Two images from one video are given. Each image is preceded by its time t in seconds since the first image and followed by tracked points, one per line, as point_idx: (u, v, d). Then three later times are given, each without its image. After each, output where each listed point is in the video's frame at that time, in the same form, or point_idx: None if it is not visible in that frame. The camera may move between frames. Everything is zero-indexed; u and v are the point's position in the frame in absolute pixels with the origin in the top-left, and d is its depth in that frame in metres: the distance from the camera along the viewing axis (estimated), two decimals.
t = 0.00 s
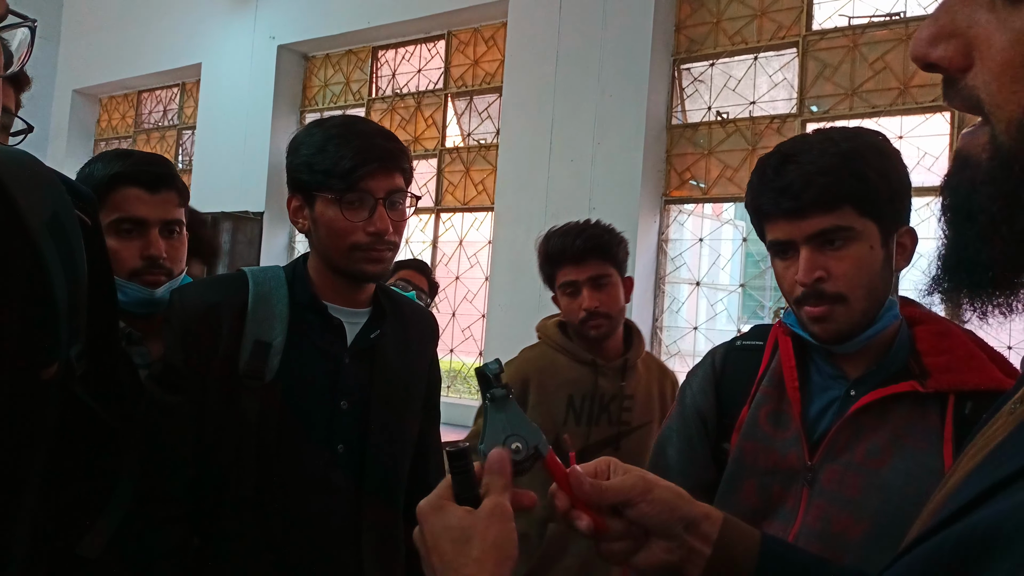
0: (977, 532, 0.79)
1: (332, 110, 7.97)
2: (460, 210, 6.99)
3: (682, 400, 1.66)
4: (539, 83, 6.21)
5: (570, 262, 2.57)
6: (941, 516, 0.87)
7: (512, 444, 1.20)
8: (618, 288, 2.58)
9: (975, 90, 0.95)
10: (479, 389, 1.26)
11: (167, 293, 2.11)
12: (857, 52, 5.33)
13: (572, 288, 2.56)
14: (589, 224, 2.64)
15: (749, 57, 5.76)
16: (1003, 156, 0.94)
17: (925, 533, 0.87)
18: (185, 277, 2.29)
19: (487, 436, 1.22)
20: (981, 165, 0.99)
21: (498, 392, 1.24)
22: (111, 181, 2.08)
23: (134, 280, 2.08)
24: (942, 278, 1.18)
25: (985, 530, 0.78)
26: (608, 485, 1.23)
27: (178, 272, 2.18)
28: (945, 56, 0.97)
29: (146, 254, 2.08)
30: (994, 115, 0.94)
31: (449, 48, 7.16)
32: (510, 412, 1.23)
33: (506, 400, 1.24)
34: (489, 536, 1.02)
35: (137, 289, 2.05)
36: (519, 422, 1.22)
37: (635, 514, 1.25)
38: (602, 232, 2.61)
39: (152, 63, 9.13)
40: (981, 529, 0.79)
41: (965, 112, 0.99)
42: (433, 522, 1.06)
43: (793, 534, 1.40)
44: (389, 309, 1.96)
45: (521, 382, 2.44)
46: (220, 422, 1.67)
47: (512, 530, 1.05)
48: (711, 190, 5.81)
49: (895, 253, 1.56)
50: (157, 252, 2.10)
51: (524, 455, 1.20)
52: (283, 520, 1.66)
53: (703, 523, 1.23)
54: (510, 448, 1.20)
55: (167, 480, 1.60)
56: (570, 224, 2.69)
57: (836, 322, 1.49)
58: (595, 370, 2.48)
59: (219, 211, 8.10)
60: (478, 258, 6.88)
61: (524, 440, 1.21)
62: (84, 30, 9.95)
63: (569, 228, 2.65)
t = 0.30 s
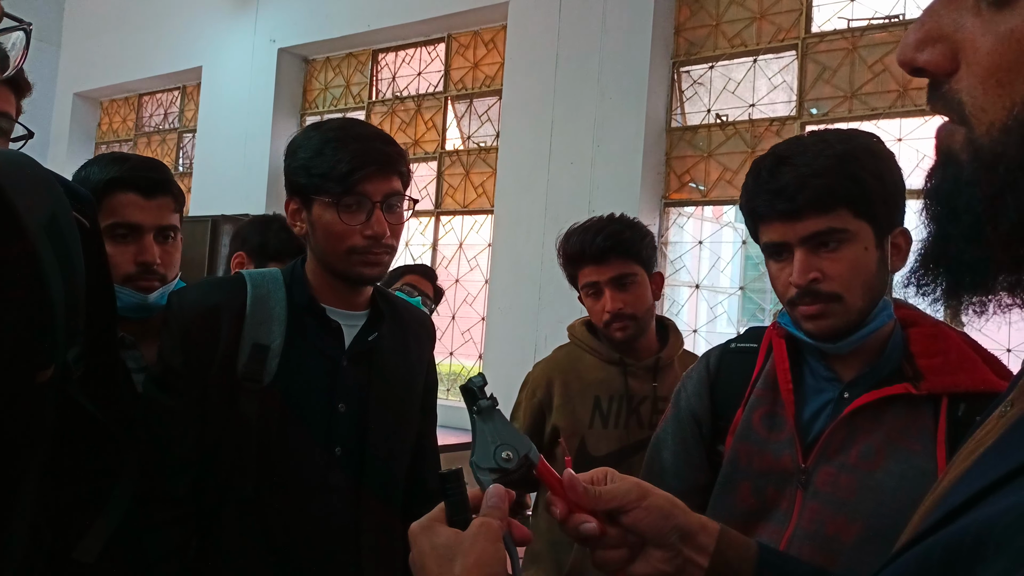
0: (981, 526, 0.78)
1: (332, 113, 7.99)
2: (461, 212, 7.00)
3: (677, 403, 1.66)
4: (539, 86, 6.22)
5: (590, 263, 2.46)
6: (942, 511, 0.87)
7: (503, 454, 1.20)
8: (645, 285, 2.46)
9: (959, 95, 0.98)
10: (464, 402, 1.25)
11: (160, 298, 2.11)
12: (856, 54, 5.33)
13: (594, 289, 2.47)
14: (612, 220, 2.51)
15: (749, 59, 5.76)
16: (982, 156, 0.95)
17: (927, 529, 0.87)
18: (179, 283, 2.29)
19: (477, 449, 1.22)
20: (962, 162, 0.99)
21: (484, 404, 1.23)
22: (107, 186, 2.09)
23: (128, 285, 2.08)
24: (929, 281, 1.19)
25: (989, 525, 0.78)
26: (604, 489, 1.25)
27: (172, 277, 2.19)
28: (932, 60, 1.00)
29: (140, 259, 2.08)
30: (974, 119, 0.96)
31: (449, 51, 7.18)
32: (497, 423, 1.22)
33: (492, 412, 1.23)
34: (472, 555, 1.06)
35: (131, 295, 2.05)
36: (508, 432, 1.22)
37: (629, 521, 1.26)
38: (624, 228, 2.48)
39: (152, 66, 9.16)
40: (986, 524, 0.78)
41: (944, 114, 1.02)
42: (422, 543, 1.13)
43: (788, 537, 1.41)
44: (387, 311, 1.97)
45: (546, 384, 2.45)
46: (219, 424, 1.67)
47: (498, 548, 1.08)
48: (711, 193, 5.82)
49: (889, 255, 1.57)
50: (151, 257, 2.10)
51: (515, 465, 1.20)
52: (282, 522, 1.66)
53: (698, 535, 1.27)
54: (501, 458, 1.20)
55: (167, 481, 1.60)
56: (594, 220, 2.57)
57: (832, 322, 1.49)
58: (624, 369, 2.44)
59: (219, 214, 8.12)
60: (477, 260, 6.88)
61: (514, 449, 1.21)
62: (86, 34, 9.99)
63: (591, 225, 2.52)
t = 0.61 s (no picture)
0: (972, 531, 0.78)
1: (333, 122, 8.02)
2: (461, 221, 7.02)
3: (674, 411, 1.66)
4: (540, 95, 6.25)
5: (579, 273, 2.44)
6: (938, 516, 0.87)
7: (510, 468, 1.21)
8: (637, 291, 2.43)
9: (954, 105, 0.99)
10: (466, 417, 1.26)
11: (158, 308, 2.11)
12: (855, 63, 5.36)
13: (586, 299, 2.45)
14: (598, 227, 2.48)
15: (748, 68, 5.78)
16: (978, 166, 0.96)
17: (921, 534, 0.87)
18: (178, 293, 2.30)
19: (481, 464, 1.23)
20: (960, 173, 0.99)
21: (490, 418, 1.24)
22: (105, 198, 2.10)
23: (126, 295, 2.08)
24: (922, 289, 1.19)
25: (979, 531, 0.78)
26: (606, 495, 1.26)
27: (170, 287, 2.20)
28: (925, 73, 1.02)
29: (138, 270, 2.09)
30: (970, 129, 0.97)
31: (450, 61, 7.21)
32: (500, 437, 1.23)
33: (496, 427, 1.24)
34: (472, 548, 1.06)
35: (129, 304, 2.05)
36: (514, 447, 1.23)
37: (633, 523, 1.29)
38: (610, 235, 2.46)
39: (154, 76, 9.21)
40: (976, 531, 0.78)
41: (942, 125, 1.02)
42: (421, 532, 1.11)
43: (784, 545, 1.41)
44: (384, 320, 1.97)
45: (541, 397, 2.41)
46: (217, 433, 1.68)
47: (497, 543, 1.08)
48: (711, 202, 5.84)
49: (884, 263, 1.58)
50: (150, 268, 2.10)
51: (521, 478, 1.21)
52: (280, 530, 1.66)
53: (699, 530, 1.28)
54: (508, 472, 1.21)
55: (167, 490, 1.60)
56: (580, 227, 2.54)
57: (826, 329, 1.49)
58: (620, 379, 2.39)
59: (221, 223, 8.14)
60: (478, 269, 6.88)
61: (520, 462, 1.22)
62: (89, 44, 10.05)
63: (577, 233, 2.49)
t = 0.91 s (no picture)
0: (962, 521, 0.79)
1: (331, 125, 8.02)
2: (459, 223, 7.02)
3: (670, 414, 1.66)
4: (538, 98, 6.26)
5: (552, 270, 2.27)
6: (934, 507, 0.87)
7: (503, 460, 1.28)
8: (613, 289, 2.27)
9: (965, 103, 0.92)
10: (460, 410, 1.32)
11: (154, 310, 2.12)
12: (851, 67, 5.37)
13: (560, 298, 2.28)
14: (572, 221, 2.32)
15: (745, 71, 5.80)
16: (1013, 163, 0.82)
17: (914, 528, 0.87)
18: (174, 294, 2.30)
19: (477, 455, 1.31)
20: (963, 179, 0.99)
21: (482, 412, 1.31)
22: (99, 201, 2.10)
23: (121, 297, 2.10)
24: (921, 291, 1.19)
25: (970, 522, 0.78)
26: (601, 486, 1.28)
27: (165, 289, 2.19)
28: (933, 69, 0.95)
29: (133, 272, 2.09)
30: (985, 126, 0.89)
31: (448, 64, 7.22)
32: (494, 430, 1.31)
33: (490, 421, 1.32)
34: (476, 550, 1.06)
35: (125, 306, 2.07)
36: (506, 439, 1.31)
37: (627, 517, 1.29)
38: (585, 229, 2.29)
39: (152, 78, 9.21)
40: (969, 521, 0.78)
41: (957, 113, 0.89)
42: (421, 533, 1.10)
43: (781, 546, 1.41)
44: (380, 322, 1.97)
45: (513, 400, 2.26)
46: (214, 435, 1.67)
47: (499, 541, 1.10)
48: (708, 204, 5.85)
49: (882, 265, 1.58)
50: (145, 270, 2.11)
51: (515, 469, 1.28)
52: (277, 530, 1.66)
53: (693, 529, 1.25)
54: (501, 464, 1.28)
55: (166, 491, 1.60)
56: (553, 222, 2.37)
57: (823, 329, 1.50)
58: (599, 379, 2.24)
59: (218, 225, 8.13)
60: (476, 271, 6.89)
61: (513, 454, 1.29)
62: (86, 47, 10.05)
63: (551, 228, 2.33)
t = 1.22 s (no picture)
0: (971, 519, 0.80)
1: (329, 126, 8.02)
2: (457, 225, 7.03)
3: (669, 416, 1.67)
4: (536, 100, 6.26)
5: (546, 271, 2.26)
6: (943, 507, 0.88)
7: (511, 459, 1.26)
8: (606, 293, 2.27)
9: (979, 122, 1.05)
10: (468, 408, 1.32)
11: (155, 310, 2.13)
12: (849, 71, 5.38)
13: (552, 301, 2.27)
14: (565, 221, 2.31)
15: (743, 75, 5.81)
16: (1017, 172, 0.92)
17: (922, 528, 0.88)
18: (174, 294, 2.30)
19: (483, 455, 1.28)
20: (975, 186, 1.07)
21: (492, 410, 1.29)
22: (101, 200, 2.10)
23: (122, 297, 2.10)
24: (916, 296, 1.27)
25: (979, 524, 0.79)
26: (607, 488, 1.28)
27: (166, 289, 2.20)
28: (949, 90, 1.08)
29: (134, 272, 2.10)
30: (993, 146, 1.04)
31: (447, 65, 7.22)
32: (501, 428, 1.29)
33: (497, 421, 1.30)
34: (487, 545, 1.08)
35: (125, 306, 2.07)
36: (515, 438, 1.29)
37: (631, 520, 1.29)
38: (580, 231, 2.28)
39: (150, 77, 9.20)
40: (979, 522, 0.79)
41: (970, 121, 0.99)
42: (430, 530, 1.12)
43: (780, 550, 1.42)
44: (379, 323, 1.98)
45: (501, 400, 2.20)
46: (212, 435, 1.68)
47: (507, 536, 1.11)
48: (706, 207, 5.86)
49: (882, 269, 1.59)
50: (146, 270, 2.11)
51: (523, 468, 1.26)
52: (277, 530, 1.67)
53: (696, 534, 1.26)
54: (508, 463, 1.26)
55: (165, 492, 1.60)
56: (546, 222, 2.37)
57: (823, 333, 1.51)
58: (587, 384, 2.23)
59: (216, 225, 8.14)
60: (473, 273, 6.89)
61: (521, 453, 1.27)
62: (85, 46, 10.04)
63: (544, 228, 2.32)
